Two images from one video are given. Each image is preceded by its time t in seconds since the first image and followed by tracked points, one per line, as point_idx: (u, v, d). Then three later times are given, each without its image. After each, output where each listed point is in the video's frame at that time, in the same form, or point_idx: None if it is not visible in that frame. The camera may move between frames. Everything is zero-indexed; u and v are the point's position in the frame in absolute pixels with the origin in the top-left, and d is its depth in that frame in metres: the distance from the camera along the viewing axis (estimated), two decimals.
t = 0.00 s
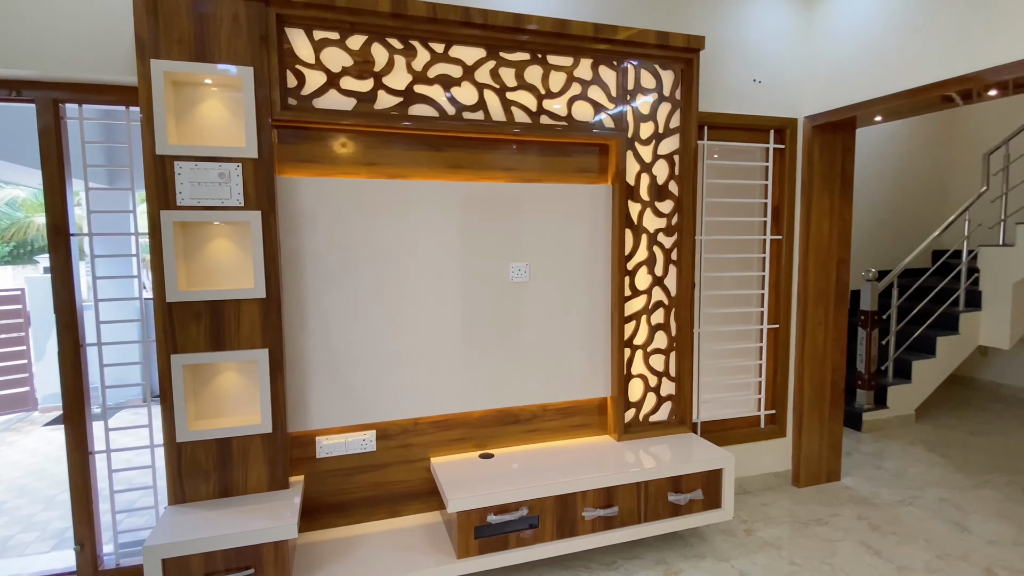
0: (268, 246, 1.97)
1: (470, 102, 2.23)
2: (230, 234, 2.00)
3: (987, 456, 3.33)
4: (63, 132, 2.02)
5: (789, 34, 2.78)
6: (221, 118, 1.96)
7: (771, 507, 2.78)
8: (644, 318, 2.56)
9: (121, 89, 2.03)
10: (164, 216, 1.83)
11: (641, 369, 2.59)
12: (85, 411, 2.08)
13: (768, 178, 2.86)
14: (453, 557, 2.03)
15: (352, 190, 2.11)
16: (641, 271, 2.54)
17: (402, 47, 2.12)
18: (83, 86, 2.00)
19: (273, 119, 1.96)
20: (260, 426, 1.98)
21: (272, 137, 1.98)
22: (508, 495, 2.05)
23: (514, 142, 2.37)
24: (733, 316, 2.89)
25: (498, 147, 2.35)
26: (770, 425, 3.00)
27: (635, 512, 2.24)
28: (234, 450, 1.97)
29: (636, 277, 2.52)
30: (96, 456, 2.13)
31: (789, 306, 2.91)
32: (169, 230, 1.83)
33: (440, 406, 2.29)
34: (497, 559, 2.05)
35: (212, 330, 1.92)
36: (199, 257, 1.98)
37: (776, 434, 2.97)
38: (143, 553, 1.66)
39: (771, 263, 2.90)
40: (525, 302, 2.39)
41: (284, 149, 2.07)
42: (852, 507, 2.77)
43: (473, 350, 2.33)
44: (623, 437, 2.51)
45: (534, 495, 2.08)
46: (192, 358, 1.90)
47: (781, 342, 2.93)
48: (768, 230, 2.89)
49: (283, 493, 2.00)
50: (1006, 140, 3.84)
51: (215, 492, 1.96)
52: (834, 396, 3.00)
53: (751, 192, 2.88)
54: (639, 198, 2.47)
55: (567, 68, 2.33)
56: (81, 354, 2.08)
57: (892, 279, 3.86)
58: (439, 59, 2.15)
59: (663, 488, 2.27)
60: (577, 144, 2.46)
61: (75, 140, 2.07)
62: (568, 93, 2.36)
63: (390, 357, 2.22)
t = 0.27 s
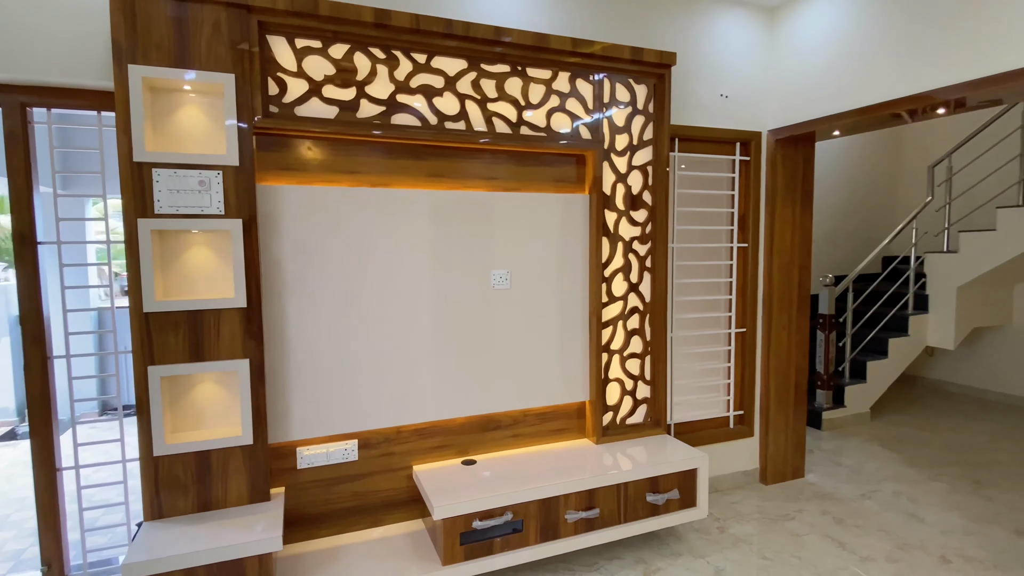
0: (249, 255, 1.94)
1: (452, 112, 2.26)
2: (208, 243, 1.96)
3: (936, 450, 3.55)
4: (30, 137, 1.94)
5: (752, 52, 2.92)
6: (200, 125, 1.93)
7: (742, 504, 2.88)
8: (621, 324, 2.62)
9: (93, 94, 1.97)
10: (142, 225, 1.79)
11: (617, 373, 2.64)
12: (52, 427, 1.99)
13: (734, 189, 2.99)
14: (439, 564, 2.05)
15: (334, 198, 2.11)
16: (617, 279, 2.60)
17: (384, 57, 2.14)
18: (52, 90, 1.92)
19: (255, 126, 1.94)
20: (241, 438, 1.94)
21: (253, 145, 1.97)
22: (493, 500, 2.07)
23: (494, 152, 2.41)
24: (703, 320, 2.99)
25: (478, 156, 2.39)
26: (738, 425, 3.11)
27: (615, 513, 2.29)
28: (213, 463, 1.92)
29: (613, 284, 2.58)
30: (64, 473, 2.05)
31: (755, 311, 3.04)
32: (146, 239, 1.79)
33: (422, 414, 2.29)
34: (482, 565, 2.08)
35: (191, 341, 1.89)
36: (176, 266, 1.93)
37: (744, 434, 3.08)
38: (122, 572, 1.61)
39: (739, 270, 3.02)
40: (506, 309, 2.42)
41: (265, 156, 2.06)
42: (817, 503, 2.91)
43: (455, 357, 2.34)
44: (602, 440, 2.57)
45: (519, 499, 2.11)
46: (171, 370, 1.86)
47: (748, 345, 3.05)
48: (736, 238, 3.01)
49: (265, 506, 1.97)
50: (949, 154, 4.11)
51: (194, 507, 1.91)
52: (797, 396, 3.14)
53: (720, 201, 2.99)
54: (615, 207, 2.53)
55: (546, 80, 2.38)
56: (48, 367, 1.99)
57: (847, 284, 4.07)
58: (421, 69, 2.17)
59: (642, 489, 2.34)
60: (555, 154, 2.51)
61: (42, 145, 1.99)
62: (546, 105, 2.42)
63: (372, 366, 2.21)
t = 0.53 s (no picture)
0: (226, 260, 1.90)
1: (432, 119, 2.29)
2: (183, 248, 1.91)
3: (886, 444, 3.76)
4: None
5: (716, 67, 3.05)
6: (175, 127, 1.90)
7: (711, 501, 2.98)
8: (597, 328, 2.68)
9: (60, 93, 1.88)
10: (114, 229, 1.73)
11: (593, 376, 2.70)
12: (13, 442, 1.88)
13: (701, 197, 3.11)
14: (423, 570, 2.05)
15: (314, 204, 2.10)
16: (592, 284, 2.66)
17: (364, 63, 2.14)
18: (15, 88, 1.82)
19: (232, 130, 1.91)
20: (218, 448, 1.89)
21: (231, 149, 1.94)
22: (476, 504, 2.09)
23: (473, 159, 2.44)
24: (672, 323, 3.08)
25: (457, 162, 2.41)
26: (706, 424, 3.21)
27: (594, 513, 2.34)
28: (189, 475, 1.87)
29: (589, 289, 2.63)
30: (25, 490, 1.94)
31: (721, 314, 3.16)
32: (119, 245, 1.73)
33: (403, 419, 2.29)
34: (466, 569, 2.09)
35: (166, 349, 1.83)
36: (149, 272, 1.88)
37: (712, 433, 3.19)
38: None
39: (705, 275, 3.14)
40: (486, 315, 2.45)
41: (243, 161, 2.03)
42: (780, 497, 3.04)
43: (435, 362, 2.35)
44: (579, 442, 2.63)
45: (501, 503, 2.14)
46: (144, 379, 1.80)
47: (715, 347, 3.16)
48: (702, 244, 3.12)
49: (243, 517, 1.92)
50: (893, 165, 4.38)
51: (168, 521, 1.85)
52: (761, 395, 3.27)
53: (687, 209, 3.10)
54: (590, 214, 2.59)
55: (523, 90, 2.43)
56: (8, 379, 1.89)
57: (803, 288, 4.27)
58: (401, 76, 2.19)
59: (619, 489, 2.40)
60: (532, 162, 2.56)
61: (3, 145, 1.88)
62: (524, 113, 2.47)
63: (352, 372, 2.19)
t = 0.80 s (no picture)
0: (205, 264, 1.85)
1: (414, 123, 2.30)
2: (158, 252, 1.86)
3: (838, 438, 3.98)
4: None
5: (682, 79, 3.18)
6: (149, 128, 1.84)
7: (681, 496, 3.08)
8: (573, 330, 2.74)
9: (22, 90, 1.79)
10: (87, 232, 1.66)
11: (569, 377, 2.76)
12: None
13: (668, 203, 3.22)
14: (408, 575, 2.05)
15: (295, 207, 2.07)
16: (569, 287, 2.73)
17: (346, 67, 2.13)
18: None
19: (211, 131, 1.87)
20: (196, 458, 1.84)
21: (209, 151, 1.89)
22: (460, 506, 2.11)
23: (453, 164, 2.46)
24: (642, 325, 3.18)
25: (437, 167, 2.43)
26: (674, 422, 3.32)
27: (574, 511, 2.40)
28: (165, 486, 1.80)
29: (565, 292, 2.70)
30: None
31: (687, 316, 3.28)
32: (92, 248, 1.67)
33: (384, 424, 2.28)
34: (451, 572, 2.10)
35: (141, 357, 1.77)
36: (122, 277, 1.81)
37: (680, 430, 3.30)
38: None
39: (673, 278, 3.25)
40: (466, 318, 2.47)
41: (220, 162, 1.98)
42: (745, 491, 3.17)
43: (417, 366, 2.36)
44: (557, 442, 2.68)
45: (485, 504, 2.16)
46: (118, 388, 1.73)
47: (682, 348, 3.27)
48: (670, 248, 3.24)
49: (222, 528, 1.87)
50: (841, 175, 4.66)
51: (143, 535, 1.78)
52: (726, 393, 3.41)
53: (656, 214, 3.21)
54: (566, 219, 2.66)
55: (501, 96, 2.48)
56: None
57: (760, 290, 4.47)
58: (382, 80, 2.19)
59: (597, 487, 2.46)
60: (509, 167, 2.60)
61: None
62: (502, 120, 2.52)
63: (333, 377, 2.17)
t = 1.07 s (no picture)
0: (182, 269, 1.81)
1: (392, 128, 2.33)
2: (131, 257, 1.81)
3: (791, 433, 4.21)
4: None
5: (646, 91, 3.32)
6: (122, 129, 1.79)
7: (649, 492, 3.19)
8: (547, 332, 2.82)
9: None
10: (58, 236, 1.60)
11: (544, 379, 2.83)
12: None
13: (634, 210, 3.34)
14: None
15: (273, 211, 2.04)
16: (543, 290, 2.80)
17: (324, 70, 2.13)
18: None
19: (188, 133, 1.83)
20: (173, 468, 1.79)
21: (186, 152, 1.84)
22: (442, 509, 2.13)
23: (430, 169, 2.49)
24: (610, 327, 3.27)
25: (415, 172, 2.45)
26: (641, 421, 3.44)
27: (551, 510, 2.46)
28: (139, 498, 1.75)
29: (539, 295, 2.78)
30: None
31: (653, 318, 3.40)
32: (63, 252, 1.61)
33: (364, 428, 2.28)
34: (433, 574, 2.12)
35: (115, 365, 1.71)
36: (92, 283, 1.76)
37: (646, 429, 3.41)
38: None
39: (639, 282, 3.37)
40: (444, 322, 2.50)
41: (196, 164, 1.93)
42: (709, 485, 3.31)
43: (396, 370, 2.36)
44: (532, 443, 2.74)
45: (467, 506, 2.19)
46: (91, 398, 1.67)
47: (648, 348, 3.39)
48: (637, 253, 3.35)
49: (200, 539, 1.83)
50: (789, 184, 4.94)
51: (116, 549, 1.72)
52: (688, 392, 3.54)
53: (623, 220, 3.32)
54: (540, 224, 2.73)
55: (477, 103, 2.53)
56: None
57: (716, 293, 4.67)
58: (361, 85, 2.20)
59: (573, 485, 2.53)
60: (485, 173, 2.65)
61: None
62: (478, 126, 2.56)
63: (313, 382, 2.15)
